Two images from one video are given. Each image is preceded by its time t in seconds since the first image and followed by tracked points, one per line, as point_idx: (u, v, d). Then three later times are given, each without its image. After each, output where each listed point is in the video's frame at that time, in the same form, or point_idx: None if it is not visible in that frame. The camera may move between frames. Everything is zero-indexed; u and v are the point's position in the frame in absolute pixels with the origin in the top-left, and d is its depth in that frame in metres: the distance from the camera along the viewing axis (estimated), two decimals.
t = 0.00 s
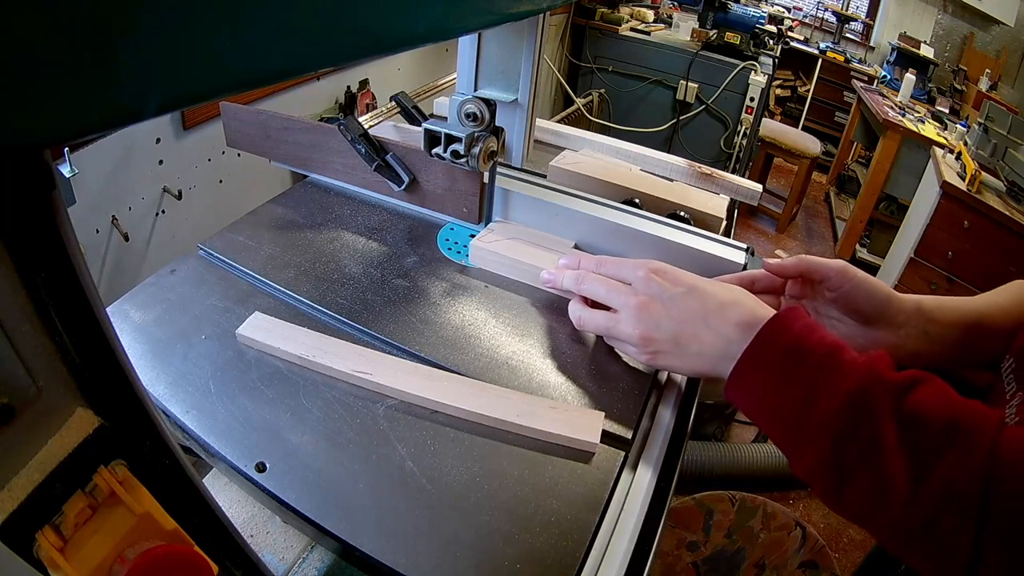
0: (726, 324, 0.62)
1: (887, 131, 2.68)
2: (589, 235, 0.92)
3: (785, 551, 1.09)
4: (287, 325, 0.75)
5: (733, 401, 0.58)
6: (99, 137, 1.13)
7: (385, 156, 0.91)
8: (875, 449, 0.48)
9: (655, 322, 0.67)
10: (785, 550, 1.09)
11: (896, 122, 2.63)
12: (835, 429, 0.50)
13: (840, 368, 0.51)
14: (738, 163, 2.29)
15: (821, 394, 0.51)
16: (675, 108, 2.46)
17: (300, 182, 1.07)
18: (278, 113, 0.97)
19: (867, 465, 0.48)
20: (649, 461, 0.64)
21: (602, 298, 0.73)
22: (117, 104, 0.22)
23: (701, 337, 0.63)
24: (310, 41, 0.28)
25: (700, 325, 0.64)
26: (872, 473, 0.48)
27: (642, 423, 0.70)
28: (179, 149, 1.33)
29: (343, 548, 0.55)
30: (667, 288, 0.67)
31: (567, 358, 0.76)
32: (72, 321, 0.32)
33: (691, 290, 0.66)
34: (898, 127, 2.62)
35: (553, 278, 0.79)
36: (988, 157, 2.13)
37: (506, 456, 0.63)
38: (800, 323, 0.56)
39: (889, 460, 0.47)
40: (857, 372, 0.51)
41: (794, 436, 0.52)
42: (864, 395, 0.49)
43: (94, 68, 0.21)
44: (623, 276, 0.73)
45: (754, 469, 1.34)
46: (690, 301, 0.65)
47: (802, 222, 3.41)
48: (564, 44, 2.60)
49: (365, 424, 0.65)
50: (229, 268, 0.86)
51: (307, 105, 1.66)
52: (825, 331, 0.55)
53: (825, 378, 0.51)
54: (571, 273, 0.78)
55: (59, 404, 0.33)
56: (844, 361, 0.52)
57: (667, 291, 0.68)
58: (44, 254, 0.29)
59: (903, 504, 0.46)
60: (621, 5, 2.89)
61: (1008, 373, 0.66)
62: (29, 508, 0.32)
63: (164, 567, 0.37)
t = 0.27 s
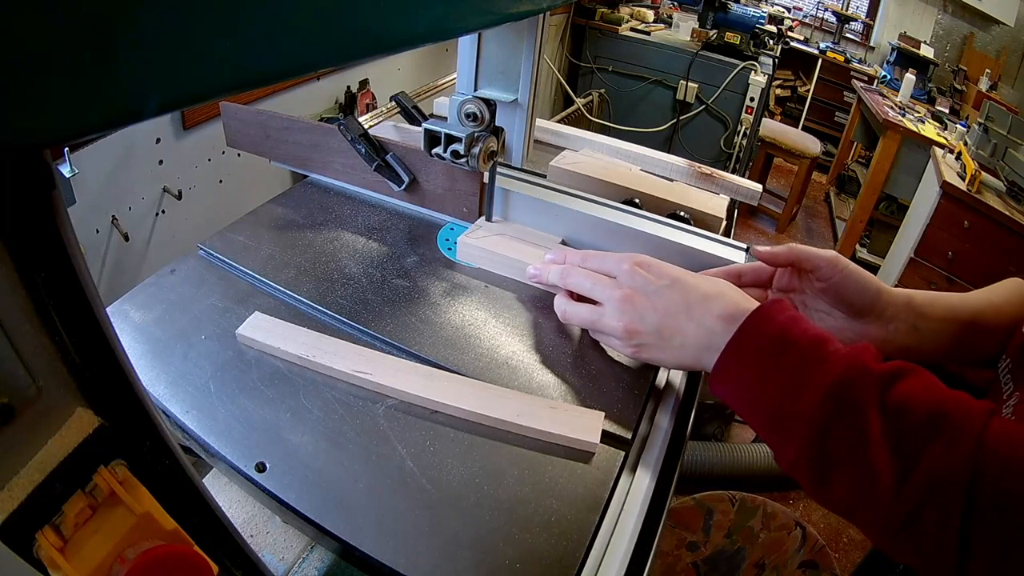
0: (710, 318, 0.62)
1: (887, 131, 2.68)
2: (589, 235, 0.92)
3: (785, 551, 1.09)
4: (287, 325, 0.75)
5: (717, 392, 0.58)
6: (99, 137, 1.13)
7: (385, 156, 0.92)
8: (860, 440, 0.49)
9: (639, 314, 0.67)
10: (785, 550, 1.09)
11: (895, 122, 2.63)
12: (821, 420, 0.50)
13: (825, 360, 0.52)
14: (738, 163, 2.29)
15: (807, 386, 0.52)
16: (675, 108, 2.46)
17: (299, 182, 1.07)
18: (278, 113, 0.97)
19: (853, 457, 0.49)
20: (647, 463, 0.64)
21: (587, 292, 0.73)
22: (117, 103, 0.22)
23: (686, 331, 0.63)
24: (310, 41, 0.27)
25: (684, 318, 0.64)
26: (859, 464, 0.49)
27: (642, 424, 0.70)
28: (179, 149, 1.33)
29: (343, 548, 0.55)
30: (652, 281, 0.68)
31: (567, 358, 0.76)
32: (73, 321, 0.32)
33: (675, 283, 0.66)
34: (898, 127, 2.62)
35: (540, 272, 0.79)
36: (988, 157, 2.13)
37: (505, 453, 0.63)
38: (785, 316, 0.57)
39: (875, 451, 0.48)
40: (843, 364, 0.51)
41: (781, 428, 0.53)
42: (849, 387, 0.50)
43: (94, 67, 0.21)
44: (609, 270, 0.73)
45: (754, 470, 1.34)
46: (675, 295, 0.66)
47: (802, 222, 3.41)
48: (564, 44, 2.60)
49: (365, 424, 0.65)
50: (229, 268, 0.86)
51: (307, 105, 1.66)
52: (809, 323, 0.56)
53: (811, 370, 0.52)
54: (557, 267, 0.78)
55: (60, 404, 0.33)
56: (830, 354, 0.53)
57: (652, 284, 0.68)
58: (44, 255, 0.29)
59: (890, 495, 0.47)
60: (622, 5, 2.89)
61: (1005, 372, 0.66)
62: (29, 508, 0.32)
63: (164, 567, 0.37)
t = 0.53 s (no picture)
0: (717, 318, 0.62)
1: (887, 130, 2.68)
2: (587, 234, 0.92)
3: (785, 551, 1.09)
4: (287, 325, 0.75)
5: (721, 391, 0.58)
6: (99, 137, 1.13)
7: (385, 156, 0.92)
8: (863, 441, 0.49)
9: (645, 313, 0.66)
10: (785, 549, 1.09)
11: (895, 122, 2.63)
12: (824, 421, 0.50)
13: (830, 361, 0.52)
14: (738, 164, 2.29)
15: (810, 386, 0.52)
16: (675, 108, 2.46)
17: (299, 182, 1.07)
18: (278, 113, 0.97)
19: (856, 457, 0.49)
20: (647, 463, 0.64)
21: (593, 292, 0.72)
22: (118, 103, 0.22)
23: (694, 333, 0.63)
24: (309, 40, 0.27)
25: (691, 319, 0.64)
26: (861, 464, 0.49)
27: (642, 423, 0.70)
28: (179, 149, 1.33)
29: (343, 548, 0.55)
30: (659, 281, 0.67)
31: (567, 358, 0.77)
32: (73, 321, 0.32)
33: (681, 283, 0.66)
34: (898, 127, 2.62)
35: (545, 274, 0.79)
36: (988, 157, 2.13)
37: (506, 454, 0.63)
38: (790, 317, 0.56)
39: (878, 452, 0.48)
40: (847, 364, 0.52)
41: (783, 429, 0.53)
42: (853, 388, 0.50)
43: (95, 69, 0.21)
44: (616, 270, 0.72)
45: (754, 469, 1.34)
46: (682, 296, 0.65)
47: (802, 222, 3.41)
48: (564, 44, 2.60)
49: (365, 424, 0.65)
50: (229, 268, 0.86)
51: (307, 105, 1.66)
52: (813, 323, 0.56)
53: (815, 370, 0.52)
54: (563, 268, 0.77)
55: (59, 404, 0.33)
56: (835, 354, 0.53)
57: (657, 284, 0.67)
58: (44, 255, 0.29)
59: (893, 496, 0.47)
60: (622, 5, 2.89)
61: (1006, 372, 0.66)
62: (29, 508, 0.32)
63: (165, 567, 0.37)
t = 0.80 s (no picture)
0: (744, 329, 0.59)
1: (887, 131, 2.68)
2: (595, 233, 0.92)
3: (785, 552, 1.09)
4: (288, 324, 0.75)
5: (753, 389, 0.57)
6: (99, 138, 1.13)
7: (390, 155, 0.91)
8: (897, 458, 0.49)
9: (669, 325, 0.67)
10: (786, 550, 1.09)
11: (896, 122, 2.63)
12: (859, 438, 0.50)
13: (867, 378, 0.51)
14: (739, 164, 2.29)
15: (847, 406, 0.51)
16: (675, 109, 2.46)
17: (301, 182, 1.07)
18: (280, 113, 0.98)
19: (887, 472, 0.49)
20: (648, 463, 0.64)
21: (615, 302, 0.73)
22: (118, 102, 0.22)
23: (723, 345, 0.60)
24: (311, 40, 0.27)
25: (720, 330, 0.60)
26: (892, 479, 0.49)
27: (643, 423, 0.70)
28: (180, 149, 1.33)
29: (344, 548, 0.55)
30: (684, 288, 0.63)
31: (567, 358, 0.77)
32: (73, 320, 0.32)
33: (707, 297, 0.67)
34: (899, 128, 2.62)
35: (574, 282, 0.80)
36: (989, 158, 2.13)
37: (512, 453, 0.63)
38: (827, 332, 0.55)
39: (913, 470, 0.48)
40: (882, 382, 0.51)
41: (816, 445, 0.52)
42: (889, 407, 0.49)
43: (96, 68, 0.21)
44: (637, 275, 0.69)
45: (755, 470, 1.34)
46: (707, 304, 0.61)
47: (803, 223, 3.41)
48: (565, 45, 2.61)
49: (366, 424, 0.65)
50: (229, 268, 0.86)
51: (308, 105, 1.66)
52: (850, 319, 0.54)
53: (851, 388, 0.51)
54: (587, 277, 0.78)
55: (60, 404, 0.33)
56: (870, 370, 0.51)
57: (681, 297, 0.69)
58: (43, 254, 0.29)
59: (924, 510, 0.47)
60: (622, 6, 2.89)
61: None
62: (29, 507, 0.31)
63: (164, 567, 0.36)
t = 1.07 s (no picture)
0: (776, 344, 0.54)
1: (887, 131, 2.68)
2: (595, 233, 0.92)
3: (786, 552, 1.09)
4: (288, 325, 0.75)
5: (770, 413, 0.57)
6: (99, 138, 1.13)
7: (390, 155, 0.91)
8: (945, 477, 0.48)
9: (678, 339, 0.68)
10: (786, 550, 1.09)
11: (896, 122, 2.63)
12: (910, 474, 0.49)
13: (910, 407, 0.49)
14: (739, 165, 2.30)
15: (901, 441, 0.49)
16: (675, 109, 2.46)
17: (301, 182, 1.07)
18: (280, 113, 0.97)
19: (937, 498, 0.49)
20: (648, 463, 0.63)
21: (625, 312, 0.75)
22: (118, 103, 0.22)
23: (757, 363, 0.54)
24: (311, 39, 0.27)
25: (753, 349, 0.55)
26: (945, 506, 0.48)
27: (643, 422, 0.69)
28: (180, 149, 1.33)
29: (345, 548, 0.55)
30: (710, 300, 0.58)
31: (567, 358, 0.77)
32: (73, 320, 0.32)
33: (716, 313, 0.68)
34: (899, 128, 2.62)
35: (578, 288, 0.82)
36: (989, 158, 2.13)
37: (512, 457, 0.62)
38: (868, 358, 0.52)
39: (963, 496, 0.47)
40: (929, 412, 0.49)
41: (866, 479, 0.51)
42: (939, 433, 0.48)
43: (95, 68, 0.21)
44: (663, 283, 0.63)
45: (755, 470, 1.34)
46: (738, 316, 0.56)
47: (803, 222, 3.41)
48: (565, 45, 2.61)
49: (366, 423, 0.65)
50: (229, 268, 0.86)
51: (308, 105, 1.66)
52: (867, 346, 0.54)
53: (889, 416, 0.49)
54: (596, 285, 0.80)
55: (60, 405, 0.33)
56: (905, 393, 0.50)
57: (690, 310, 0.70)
58: (44, 254, 0.29)
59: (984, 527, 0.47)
60: (622, 6, 2.90)
61: None
62: (30, 507, 0.31)
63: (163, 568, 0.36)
